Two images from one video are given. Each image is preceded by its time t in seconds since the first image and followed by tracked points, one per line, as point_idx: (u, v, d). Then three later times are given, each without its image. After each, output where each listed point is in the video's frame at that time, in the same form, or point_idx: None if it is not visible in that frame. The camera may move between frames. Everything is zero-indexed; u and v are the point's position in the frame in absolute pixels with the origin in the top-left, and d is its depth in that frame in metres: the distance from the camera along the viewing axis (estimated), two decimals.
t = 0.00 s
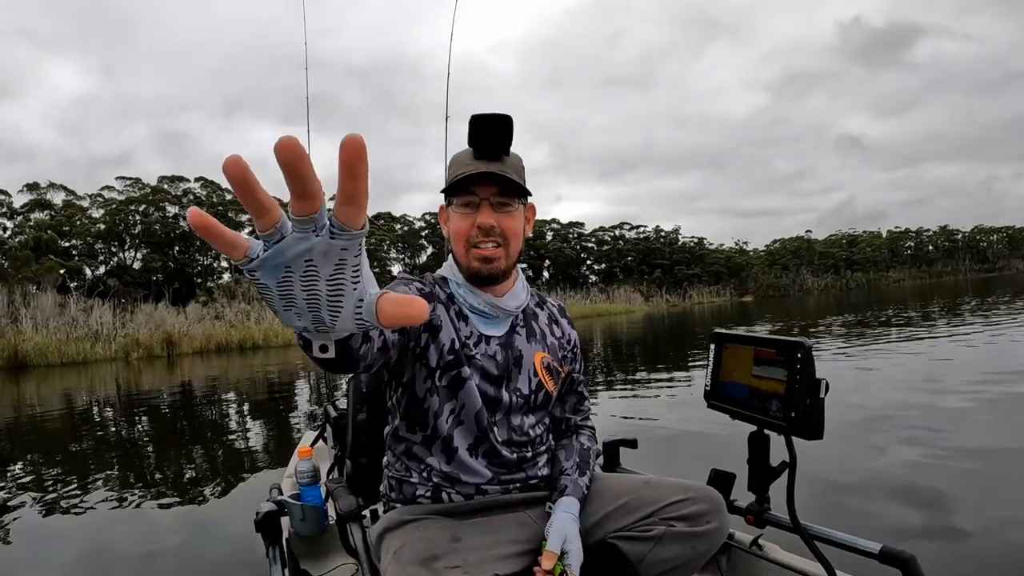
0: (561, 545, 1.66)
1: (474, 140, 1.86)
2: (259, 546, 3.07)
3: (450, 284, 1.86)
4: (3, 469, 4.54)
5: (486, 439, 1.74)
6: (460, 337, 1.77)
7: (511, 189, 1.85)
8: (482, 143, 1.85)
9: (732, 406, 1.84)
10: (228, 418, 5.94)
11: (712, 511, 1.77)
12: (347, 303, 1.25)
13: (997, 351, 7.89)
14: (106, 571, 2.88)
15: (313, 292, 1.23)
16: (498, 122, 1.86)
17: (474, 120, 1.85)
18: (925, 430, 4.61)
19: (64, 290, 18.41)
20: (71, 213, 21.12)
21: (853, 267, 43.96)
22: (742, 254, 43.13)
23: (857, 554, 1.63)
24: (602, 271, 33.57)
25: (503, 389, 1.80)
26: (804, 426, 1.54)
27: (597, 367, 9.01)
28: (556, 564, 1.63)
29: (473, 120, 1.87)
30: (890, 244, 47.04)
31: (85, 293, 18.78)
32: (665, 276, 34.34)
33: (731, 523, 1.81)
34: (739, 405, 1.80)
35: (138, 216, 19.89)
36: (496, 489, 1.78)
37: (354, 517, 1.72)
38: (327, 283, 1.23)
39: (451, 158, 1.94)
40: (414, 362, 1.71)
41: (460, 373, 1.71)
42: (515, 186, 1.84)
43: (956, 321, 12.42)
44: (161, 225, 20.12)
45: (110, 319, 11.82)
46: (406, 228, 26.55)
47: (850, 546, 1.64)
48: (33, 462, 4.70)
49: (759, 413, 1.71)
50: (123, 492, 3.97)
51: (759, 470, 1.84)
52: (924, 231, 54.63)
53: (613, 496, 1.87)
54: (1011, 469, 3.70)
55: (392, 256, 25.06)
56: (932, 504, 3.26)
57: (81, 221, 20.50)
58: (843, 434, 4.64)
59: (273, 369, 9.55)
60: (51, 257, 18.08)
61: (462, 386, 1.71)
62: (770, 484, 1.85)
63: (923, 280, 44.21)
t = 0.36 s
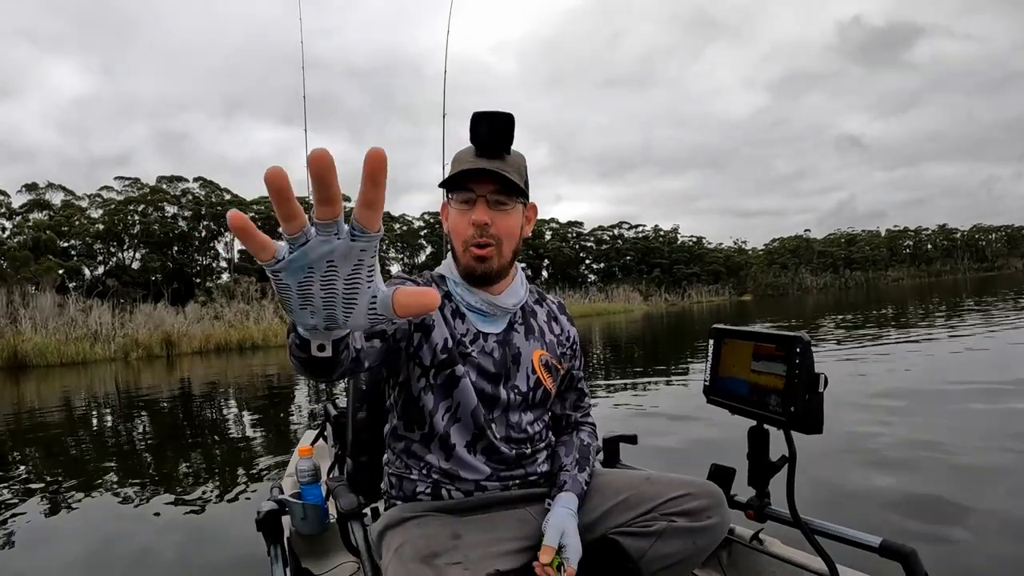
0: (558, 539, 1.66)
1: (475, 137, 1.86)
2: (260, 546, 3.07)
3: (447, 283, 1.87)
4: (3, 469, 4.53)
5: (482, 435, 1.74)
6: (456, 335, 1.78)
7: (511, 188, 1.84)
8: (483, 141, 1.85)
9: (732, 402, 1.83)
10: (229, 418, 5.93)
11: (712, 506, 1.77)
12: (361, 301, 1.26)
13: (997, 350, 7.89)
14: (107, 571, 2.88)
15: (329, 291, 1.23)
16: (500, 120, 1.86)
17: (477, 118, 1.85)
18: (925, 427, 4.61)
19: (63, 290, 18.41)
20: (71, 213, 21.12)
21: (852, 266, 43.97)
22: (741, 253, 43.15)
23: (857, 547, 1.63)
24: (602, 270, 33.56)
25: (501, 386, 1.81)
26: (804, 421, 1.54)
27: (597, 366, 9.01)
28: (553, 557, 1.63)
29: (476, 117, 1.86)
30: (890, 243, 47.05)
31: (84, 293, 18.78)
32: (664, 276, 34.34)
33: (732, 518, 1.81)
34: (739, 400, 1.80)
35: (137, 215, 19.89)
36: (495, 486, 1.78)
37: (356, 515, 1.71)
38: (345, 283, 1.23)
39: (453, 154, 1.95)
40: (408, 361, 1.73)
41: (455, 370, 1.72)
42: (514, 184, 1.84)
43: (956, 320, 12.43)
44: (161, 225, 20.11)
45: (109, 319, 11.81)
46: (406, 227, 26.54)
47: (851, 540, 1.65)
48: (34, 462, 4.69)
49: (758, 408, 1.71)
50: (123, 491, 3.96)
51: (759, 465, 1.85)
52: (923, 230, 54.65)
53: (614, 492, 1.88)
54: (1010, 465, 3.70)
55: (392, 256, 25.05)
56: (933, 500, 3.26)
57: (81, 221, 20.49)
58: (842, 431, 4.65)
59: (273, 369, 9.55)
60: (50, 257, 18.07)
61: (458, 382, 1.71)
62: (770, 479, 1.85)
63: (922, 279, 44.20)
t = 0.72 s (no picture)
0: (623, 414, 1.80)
1: (473, 134, 1.85)
2: (261, 547, 3.07)
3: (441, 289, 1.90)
4: (4, 470, 4.53)
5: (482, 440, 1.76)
6: (447, 345, 1.80)
7: (510, 185, 1.87)
8: (481, 138, 1.84)
9: (732, 400, 1.83)
10: (228, 418, 5.93)
11: (713, 504, 1.78)
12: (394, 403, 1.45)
13: (997, 348, 7.88)
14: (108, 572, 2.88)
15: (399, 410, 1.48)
16: (499, 117, 1.84)
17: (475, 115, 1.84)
18: (925, 425, 4.62)
19: (63, 290, 18.41)
20: (70, 213, 21.12)
21: (852, 266, 43.95)
22: (741, 253, 43.14)
23: (858, 544, 1.63)
24: (601, 270, 33.54)
25: (499, 385, 1.82)
26: (804, 419, 1.54)
27: (597, 365, 9.02)
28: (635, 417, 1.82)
29: (474, 115, 1.85)
30: (889, 242, 47.06)
31: (84, 293, 18.79)
32: (664, 275, 34.33)
33: (732, 516, 1.81)
34: (739, 397, 1.81)
35: (137, 215, 19.89)
36: (495, 485, 1.79)
37: (357, 515, 1.72)
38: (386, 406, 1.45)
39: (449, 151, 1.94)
40: (400, 383, 1.77)
41: (446, 384, 1.76)
42: (513, 180, 1.85)
43: (955, 318, 12.43)
44: (160, 225, 20.09)
45: (109, 318, 11.80)
46: (406, 227, 26.54)
47: (852, 537, 1.65)
48: (33, 462, 4.69)
49: (758, 406, 1.71)
50: (124, 491, 3.96)
51: (760, 463, 1.85)
52: (923, 229, 54.65)
53: (618, 488, 1.86)
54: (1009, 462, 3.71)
55: (392, 255, 25.04)
56: (934, 497, 3.26)
57: (80, 221, 20.48)
58: (844, 430, 4.65)
59: (273, 369, 9.55)
60: (49, 257, 18.06)
61: (450, 397, 1.74)
62: (771, 477, 1.85)
63: (922, 278, 44.17)
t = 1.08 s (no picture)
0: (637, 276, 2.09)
1: (472, 131, 1.89)
2: (261, 547, 3.07)
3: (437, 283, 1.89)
4: (5, 470, 4.54)
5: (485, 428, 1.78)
6: (448, 335, 1.82)
7: (511, 179, 1.90)
8: (481, 135, 1.88)
9: (733, 403, 1.83)
10: (229, 418, 5.93)
11: (714, 504, 1.77)
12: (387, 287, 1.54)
13: (998, 350, 7.88)
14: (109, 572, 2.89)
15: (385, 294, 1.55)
16: (499, 117, 1.90)
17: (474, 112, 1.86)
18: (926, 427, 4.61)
19: (64, 290, 18.42)
20: (71, 213, 21.14)
21: (852, 266, 43.93)
22: (742, 253, 43.11)
23: (859, 547, 1.63)
24: (602, 270, 33.54)
25: (499, 373, 1.84)
26: (805, 421, 1.54)
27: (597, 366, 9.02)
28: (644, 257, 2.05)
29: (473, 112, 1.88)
30: (890, 242, 47.00)
31: (85, 293, 18.80)
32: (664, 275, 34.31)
33: (732, 518, 1.81)
34: (740, 399, 1.81)
35: (137, 216, 19.90)
36: (496, 485, 1.80)
37: (358, 516, 1.71)
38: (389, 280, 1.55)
39: (443, 148, 1.94)
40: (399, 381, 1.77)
41: (448, 372, 1.77)
42: (515, 175, 1.89)
43: (956, 319, 12.42)
44: (161, 225, 20.10)
45: (110, 318, 11.79)
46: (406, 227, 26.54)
47: (853, 541, 1.64)
48: (34, 462, 4.70)
49: (759, 408, 1.71)
50: (124, 492, 3.96)
51: (761, 465, 1.84)
52: (924, 229, 54.59)
53: (616, 488, 1.86)
54: (1009, 465, 3.71)
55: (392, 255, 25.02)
56: (935, 499, 3.26)
57: (81, 221, 20.49)
58: (844, 432, 4.65)
59: (273, 369, 9.56)
60: (50, 257, 18.07)
61: (450, 389, 1.75)
62: (772, 480, 1.84)
63: (923, 278, 44.11)
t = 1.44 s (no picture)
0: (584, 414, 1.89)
1: (481, 135, 1.80)
2: (264, 545, 3.09)
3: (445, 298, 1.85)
4: (7, 470, 4.55)
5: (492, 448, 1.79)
6: (454, 359, 1.78)
7: (518, 193, 1.84)
8: (489, 141, 1.80)
9: (733, 405, 1.84)
10: (230, 418, 5.94)
11: (714, 506, 1.75)
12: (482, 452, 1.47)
13: (999, 350, 7.88)
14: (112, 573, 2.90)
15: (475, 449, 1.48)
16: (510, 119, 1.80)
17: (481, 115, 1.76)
18: (927, 429, 4.61)
19: (65, 290, 18.43)
20: (72, 213, 21.15)
21: (853, 266, 43.95)
22: (743, 253, 43.13)
23: (860, 549, 1.63)
24: (602, 270, 33.58)
25: (508, 392, 1.85)
26: (807, 424, 1.54)
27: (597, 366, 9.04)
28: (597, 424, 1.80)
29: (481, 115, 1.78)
30: (891, 242, 46.98)
31: (86, 293, 18.81)
32: (665, 275, 34.33)
33: (733, 520, 1.79)
34: (741, 402, 1.81)
35: (138, 216, 19.93)
36: (501, 493, 1.83)
37: (359, 517, 1.72)
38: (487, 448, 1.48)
39: (453, 150, 1.88)
40: (408, 404, 1.75)
41: (458, 396, 1.76)
42: (523, 190, 1.83)
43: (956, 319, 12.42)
44: (162, 225, 20.12)
45: (111, 318, 11.80)
46: (407, 228, 26.56)
47: (853, 542, 1.64)
48: (36, 462, 4.71)
49: (762, 411, 1.70)
50: (125, 491, 3.97)
51: (762, 467, 1.84)
52: (925, 230, 54.59)
53: (616, 491, 1.85)
54: (1009, 465, 3.72)
55: (393, 255, 25.04)
56: (936, 501, 3.26)
57: (82, 221, 20.50)
58: (845, 433, 4.65)
59: (274, 369, 9.58)
60: (51, 257, 18.07)
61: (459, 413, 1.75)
62: (773, 481, 1.84)
63: (924, 279, 44.10)
